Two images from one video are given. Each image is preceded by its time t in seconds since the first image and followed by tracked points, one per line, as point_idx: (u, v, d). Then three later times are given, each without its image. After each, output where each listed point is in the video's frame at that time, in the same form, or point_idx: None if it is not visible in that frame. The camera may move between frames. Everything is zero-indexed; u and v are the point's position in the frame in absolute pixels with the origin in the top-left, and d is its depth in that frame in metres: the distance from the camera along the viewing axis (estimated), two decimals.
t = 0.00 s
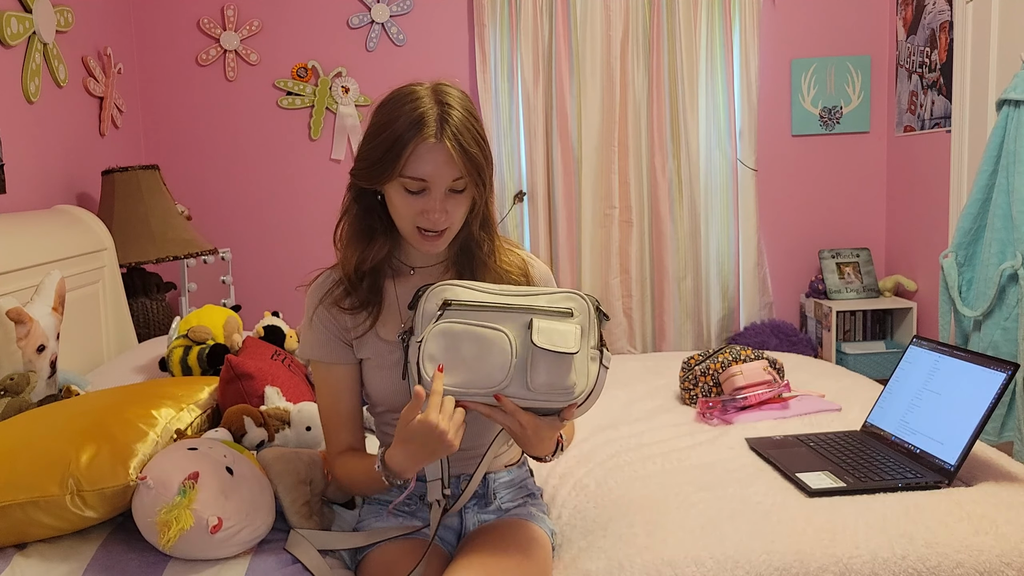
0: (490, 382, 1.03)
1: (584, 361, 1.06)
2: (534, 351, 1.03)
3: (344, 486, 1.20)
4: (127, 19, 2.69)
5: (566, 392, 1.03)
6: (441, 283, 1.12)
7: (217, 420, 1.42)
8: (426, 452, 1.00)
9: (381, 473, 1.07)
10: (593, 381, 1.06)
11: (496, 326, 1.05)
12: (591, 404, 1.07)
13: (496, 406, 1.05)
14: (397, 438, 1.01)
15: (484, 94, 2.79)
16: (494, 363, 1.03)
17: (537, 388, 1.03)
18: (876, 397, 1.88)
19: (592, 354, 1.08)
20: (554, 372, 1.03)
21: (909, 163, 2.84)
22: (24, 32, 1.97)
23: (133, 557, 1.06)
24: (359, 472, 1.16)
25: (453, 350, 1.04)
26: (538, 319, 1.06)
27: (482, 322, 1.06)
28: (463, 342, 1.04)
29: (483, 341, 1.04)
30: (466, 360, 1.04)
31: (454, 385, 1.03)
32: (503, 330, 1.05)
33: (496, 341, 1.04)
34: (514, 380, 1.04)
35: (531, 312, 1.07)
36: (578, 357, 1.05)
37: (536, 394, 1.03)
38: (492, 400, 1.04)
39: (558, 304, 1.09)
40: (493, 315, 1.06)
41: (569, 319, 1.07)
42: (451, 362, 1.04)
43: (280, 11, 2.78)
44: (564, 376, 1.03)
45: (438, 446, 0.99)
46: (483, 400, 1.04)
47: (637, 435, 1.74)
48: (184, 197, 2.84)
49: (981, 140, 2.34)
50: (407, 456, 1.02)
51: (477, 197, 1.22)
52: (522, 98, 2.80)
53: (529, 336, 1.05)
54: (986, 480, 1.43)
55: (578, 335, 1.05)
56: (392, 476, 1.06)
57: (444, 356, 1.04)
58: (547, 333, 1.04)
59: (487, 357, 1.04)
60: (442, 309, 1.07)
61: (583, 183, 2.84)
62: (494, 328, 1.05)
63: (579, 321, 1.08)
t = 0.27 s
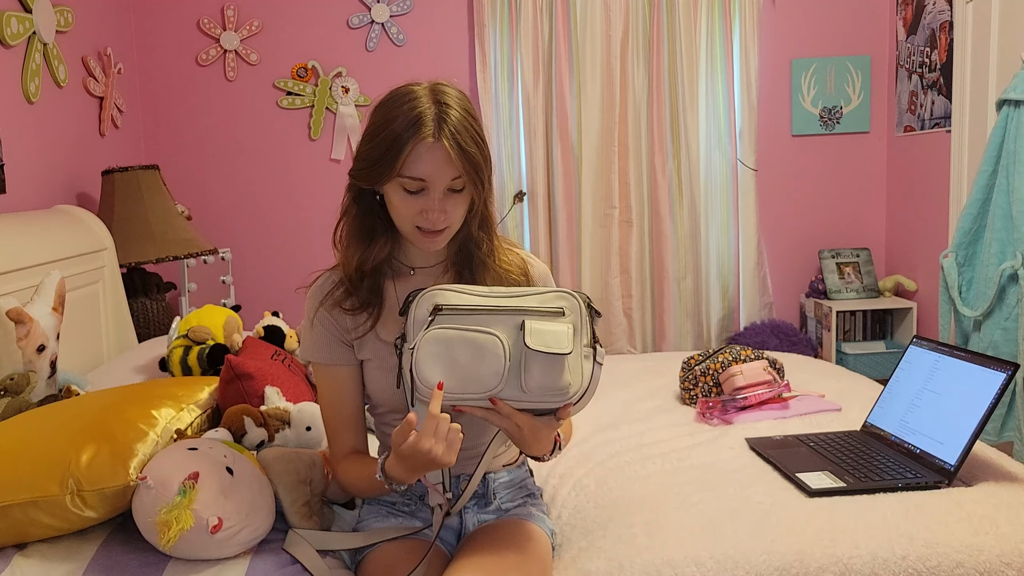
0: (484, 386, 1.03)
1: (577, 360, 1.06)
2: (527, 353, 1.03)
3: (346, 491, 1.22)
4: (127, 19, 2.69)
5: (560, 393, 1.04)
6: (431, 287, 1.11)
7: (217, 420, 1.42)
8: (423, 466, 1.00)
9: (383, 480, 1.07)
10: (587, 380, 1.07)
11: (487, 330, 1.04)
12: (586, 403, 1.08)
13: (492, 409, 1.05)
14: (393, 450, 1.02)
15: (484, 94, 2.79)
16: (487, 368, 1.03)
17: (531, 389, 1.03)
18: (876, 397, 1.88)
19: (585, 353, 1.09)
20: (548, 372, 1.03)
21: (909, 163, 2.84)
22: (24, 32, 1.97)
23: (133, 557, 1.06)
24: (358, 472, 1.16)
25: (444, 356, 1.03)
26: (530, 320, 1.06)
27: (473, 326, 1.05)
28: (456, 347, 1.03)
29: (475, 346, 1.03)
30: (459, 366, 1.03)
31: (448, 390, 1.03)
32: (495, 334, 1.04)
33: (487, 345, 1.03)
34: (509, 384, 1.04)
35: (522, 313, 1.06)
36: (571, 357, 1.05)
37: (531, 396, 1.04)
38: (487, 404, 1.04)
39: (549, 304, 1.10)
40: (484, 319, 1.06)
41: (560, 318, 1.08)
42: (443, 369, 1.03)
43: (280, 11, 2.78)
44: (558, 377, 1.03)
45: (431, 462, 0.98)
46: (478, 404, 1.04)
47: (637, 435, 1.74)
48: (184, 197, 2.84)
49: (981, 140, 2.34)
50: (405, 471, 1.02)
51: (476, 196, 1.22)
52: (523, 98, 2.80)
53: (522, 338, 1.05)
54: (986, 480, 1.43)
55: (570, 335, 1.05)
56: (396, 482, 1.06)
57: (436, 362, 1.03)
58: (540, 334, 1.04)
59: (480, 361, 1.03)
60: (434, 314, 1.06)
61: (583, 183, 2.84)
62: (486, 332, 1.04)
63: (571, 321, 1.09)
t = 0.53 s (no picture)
0: (483, 388, 1.03)
1: (576, 360, 1.06)
2: (526, 354, 1.03)
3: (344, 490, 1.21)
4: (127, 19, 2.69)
5: (559, 393, 1.04)
6: (429, 288, 1.11)
7: (217, 420, 1.42)
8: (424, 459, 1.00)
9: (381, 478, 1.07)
10: (585, 380, 1.07)
11: (485, 331, 1.04)
12: (584, 403, 1.08)
13: (490, 410, 1.05)
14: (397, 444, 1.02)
15: (484, 94, 2.79)
16: (485, 369, 1.03)
17: (530, 390, 1.04)
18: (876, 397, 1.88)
19: (583, 353, 1.09)
20: (546, 373, 1.04)
21: (909, 163, 2.84)
22: (24, 32, 1.97)
23: (133, 557, 1.06)
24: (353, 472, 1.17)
25: (442, 358, 1.03)
26: (528, 321, 1.06)
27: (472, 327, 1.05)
28: (454, 349, 1.03)
29: (473, 347, 1.04)
30: (457, 367, 1.03)
31: (447, 391, 1.03)
32: (493, 335, 1.04)
33: (486, 346, 1.03)
34: (507, 385, 1.04)
35: (520, 314, 1.07)
36: (569, 357, 1.05)
37: (530, 397, 1.04)
38: (485, 405, 1.04)
39: (548, 304, 1.09)
40: (483, 319, 1.06)
41: (558, 319, 1.08)
42: (442, 372, 1.03)
43: (280, 11, 2.78)
44: (556, 378, 1.04)
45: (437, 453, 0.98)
46: (477, 405, 1.04)
47: (637, 435, 1.74)
48: (184, 197, 2.84)
49: (981, 140, 2.34)
50: (406, 465, 1.02)
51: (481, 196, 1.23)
52: (523, 98, 2.80)
53: (520, 339, 1.05)
54: (986, 480, 1.43)
55: (569, 335, 1.05)
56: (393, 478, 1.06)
57: (434, 364, 1.03)
58: (538, 335, 1.04)
59: (478, 363, 1.03)
60: (432, 315, 1.06)
61: (583, 183, 2.84)
62: (484, 333, 1.04)
63: (569, 321, 1.08)
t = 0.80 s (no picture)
0: (483, 400, 1.04)
1: (578, 373, 1.06)
2: (527, 367, 1.03)
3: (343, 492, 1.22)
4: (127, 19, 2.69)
5: (559, 407, 1.04)
6: (432, 296, 1.10)
7: (217, 420, 1.42)
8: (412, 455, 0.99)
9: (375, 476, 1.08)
10: (587, 393, 1.07)
11: (487, 344, 1.04)
12: (585, 414, 1.08)
13: (491, 420, 1.06)
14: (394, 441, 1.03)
15: (484, 94, 2.79)
16: (486, 382, 1.03)
17: (530, 403, 1.04)
18: (876, 397, 1.88)
19: (585, 365, 1.08)
20: (547, 387, 1.04)
21: (909, 162, 2.84)
22: (24, 32, 1.97)
23: (133, 558, 1.06)
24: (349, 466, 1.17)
25: (443, 369, 1.04)
26: (530, 333, 1.05)
27: (474, 339, 1.05)
28: (455, 362, 1.04)
29: (474, 360, 1.04)
30: (457, 379, 1.04)
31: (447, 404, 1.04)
32: (495, 348, 1.04)
33: (487, 360, 1.03)
34: (507, 397, 1.04)
35: (523, 325, 1.06)
36: (571, 371, 1.05)
37: (530, 410, 1.04)
38: (486, 416, 1.05)
39: (550, 315, 1.09)
40: (484, 331, 1.06)
41: (561, 331, 1.07)
42: (443, 383, 1.04)
43: (280, 11, 2.78)
44: (557, 392, 1.04)
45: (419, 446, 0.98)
46: (477, 416, 1.05)
47: (637, 435, 1.74)
48: (184, 197, 2.84)
49: (981, 140, 2.34)
50: (397, 464, 1.02)
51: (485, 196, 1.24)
52: (523, 98, 2.80)
53: (522, 352, 1.05)
54: (986, 480, 1.43)
55: (570, 348, 1.05)
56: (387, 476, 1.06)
57: (435, 375, 1.04)
58: (540, 349, 1.04)
59: (479, 376, 1.03)
60: (434, 325, 1.06)
61: (583, 183, 2.84)
62: (485, 345, 1.04)
63: (572, 333, 1.08)
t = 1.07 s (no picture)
0: (491, 394, 1.03)
1: (583, 368, 1.07)
2: (534, 360, 1.04)
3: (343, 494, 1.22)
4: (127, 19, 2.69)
5: (567, 399, 1.04)
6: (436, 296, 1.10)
7: (217, 420, 1.42)
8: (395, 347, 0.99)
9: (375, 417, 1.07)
10: (593, 389, 1.07)
11: (494, 338, 1.04)
12: (591, 412, 1.08)
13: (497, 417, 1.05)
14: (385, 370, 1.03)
15: (484, 94, 2.79)
16: (494, 375, 1.03)
17: (538, 397, 1.03)
18: (876, 397, 1.88)
19: (590, 361, 1.09)
20: (554, 380, 1.04)
21: (909, 163, 2.84)
22: (24, 32, 1.97)
23: (133, 557, 1.06)
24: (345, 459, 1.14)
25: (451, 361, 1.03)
26: (536, 328, 1.06)
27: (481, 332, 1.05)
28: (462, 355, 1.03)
29: (482, 353, 1.03)
30: (465, 372, 1.03)
31: (455, 396, 1.02)
32: (502, 341, 1.04)
33: (495, 352, 1.03)
34: (514, 390, 1.04)
35: (528, 321, 1.07)
36: (577, 364, 1.06)
37: (538, 403, 1.04)
38: (494, 409, 1.04)
39: (555, 313, 1.10)
40: (491, 325, 1.06)
41: (566, 326, 1.08)
42: (451, 375, 1.03)
43: (280, 11, 2.78)
44: (564, 383, 1.04)
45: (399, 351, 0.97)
46: (484, 411, 1.04)
47: (637, 435, 1.74)
48: (184, 197, 2.84)
49: (981, 140, 2.34)
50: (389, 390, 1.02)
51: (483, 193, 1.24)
52: (522, 98, 2.80)
53: (528, 345, 1.05)
54: (986, 480, 1.43)
55: (577, 341, 1.06)
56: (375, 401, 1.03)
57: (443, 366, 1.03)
58: (546, 340, 1.04)
59: (487, 368, 1.03)
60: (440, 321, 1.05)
61: (583, 183, 2.84)
62: (493, 339, 1.04)
63: (577, 328, 1.09)
